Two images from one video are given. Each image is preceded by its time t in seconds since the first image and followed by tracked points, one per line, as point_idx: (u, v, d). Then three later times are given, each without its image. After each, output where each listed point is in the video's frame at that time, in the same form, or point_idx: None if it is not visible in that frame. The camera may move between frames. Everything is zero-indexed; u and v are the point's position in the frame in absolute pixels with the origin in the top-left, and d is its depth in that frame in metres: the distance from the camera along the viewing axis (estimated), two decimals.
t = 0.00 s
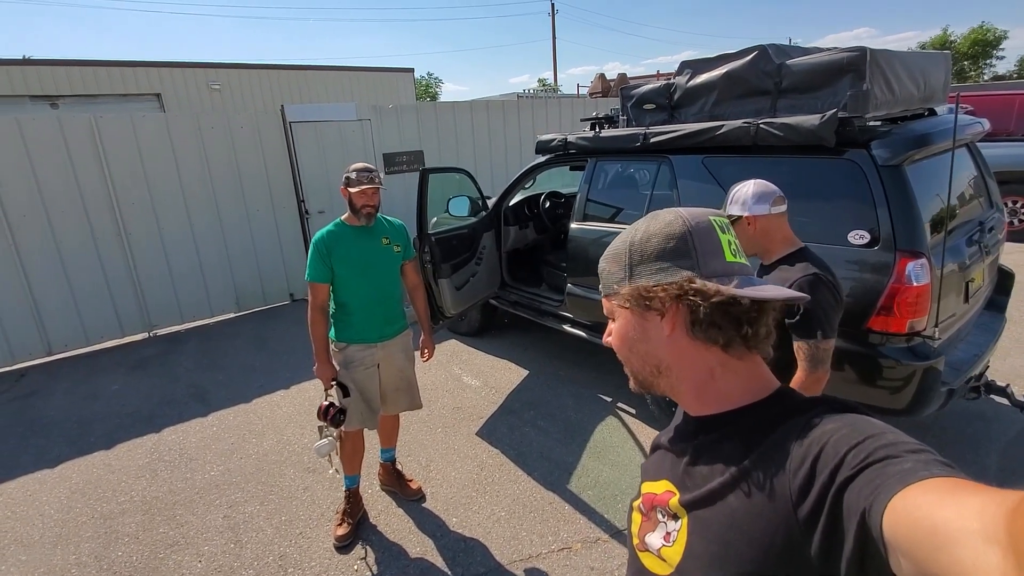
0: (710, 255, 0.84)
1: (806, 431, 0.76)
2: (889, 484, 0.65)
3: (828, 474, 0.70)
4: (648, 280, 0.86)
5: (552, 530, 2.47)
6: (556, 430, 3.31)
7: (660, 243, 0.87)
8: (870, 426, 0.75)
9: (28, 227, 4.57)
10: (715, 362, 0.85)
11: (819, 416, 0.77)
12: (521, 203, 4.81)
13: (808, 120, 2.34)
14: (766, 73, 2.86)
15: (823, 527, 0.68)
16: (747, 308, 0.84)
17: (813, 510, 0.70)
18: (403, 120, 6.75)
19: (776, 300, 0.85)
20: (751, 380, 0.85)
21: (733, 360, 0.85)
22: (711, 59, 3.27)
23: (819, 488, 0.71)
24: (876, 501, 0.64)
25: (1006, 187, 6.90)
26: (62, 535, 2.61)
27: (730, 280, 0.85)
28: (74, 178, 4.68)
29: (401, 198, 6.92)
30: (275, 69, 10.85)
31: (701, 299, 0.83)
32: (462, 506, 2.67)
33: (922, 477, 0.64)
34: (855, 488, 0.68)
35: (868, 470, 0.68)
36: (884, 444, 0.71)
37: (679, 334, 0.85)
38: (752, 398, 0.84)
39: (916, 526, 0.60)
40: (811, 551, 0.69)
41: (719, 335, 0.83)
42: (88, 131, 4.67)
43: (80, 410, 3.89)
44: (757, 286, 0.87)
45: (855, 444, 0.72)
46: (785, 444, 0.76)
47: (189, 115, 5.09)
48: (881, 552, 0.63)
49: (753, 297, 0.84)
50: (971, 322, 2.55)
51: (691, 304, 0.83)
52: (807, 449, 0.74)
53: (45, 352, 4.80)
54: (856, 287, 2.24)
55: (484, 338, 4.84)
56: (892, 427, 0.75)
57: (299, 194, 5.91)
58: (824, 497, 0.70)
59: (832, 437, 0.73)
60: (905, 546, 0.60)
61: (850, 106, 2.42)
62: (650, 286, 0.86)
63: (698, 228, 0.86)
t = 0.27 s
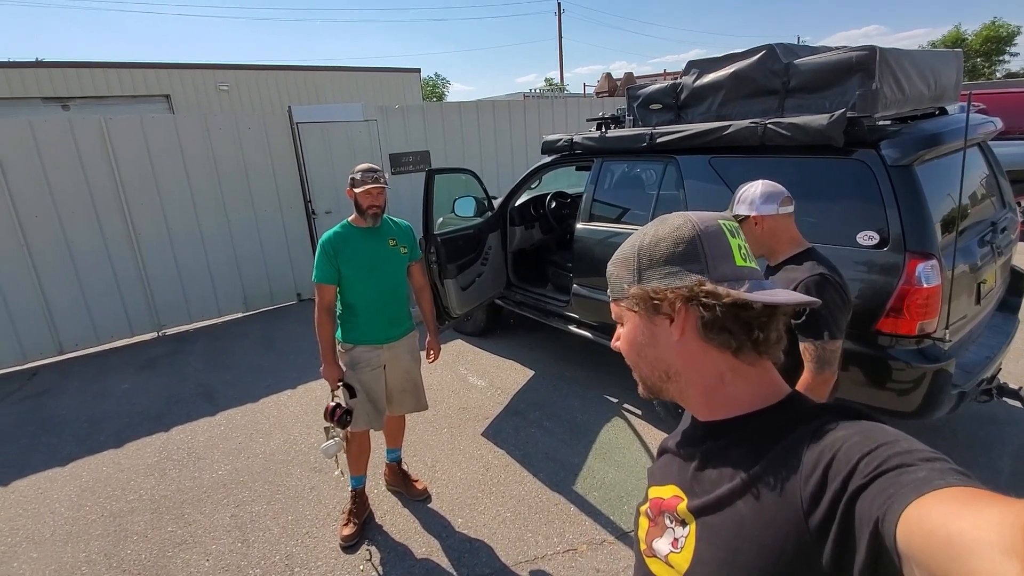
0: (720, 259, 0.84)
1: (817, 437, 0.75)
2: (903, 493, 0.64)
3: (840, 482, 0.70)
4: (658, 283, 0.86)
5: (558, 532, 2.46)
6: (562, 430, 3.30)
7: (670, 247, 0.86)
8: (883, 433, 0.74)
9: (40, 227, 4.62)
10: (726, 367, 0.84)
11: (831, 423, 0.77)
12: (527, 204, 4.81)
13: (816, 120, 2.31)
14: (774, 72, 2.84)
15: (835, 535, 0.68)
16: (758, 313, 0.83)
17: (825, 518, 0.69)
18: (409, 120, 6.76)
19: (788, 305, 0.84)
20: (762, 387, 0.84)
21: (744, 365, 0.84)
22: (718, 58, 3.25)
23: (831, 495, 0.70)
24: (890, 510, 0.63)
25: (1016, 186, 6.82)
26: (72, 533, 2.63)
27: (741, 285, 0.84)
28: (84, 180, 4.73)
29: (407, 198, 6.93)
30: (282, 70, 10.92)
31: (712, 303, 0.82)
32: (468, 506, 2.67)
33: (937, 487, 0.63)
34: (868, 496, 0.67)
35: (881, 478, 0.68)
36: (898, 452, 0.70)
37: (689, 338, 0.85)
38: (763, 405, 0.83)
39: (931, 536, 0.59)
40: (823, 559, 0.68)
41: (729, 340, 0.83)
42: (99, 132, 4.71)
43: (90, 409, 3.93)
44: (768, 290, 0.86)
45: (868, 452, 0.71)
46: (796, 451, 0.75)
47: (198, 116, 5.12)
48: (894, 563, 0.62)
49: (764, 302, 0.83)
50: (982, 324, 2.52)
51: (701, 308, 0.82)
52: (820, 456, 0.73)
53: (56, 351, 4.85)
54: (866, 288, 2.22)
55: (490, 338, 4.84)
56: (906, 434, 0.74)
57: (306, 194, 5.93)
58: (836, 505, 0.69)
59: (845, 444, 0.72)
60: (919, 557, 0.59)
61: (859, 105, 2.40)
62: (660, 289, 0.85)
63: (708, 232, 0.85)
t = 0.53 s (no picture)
0: (731, 260, 0.83)
1: (827, 440, 0.74)
2: (914, 496, 0.63)
3: (849, 485, 0.69)
4: (667, 283, 0.85)
5: (562, 532, 2.46)
6: (567, 430, 3.30)
7: (679, 246, 0.86)
8: (894, 435, 0.73)
9: (48, 228, 4.65)
10: (734, 369, 0.84)
11: (841, 425, 0.76)
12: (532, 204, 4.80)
13: (823, 119, 2.30)
14: (779, 71, 2.82)
15: (844, 538, 0.67)
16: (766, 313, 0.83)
17: (834, 521, 0.69)
18: (414, 121, 6.77)
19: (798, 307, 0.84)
20: (770, 388, 0.84)
21: (754, 366, 0.83)
22: (723, 57, 3.24)
23: (840, 498, 0.69)
24: (900, 514, 0.63)
25: None
26: (80, 530, 2.65)
27: (751, 286, 0.84)
28: (92, 180, 4.76)
29: (412, 198, 6.95)
30: (287, 70, 10.97)
31: (722, 304, 0.82)
32: (472, 506, 2.67)
33: (949, 490, 0.62)
34: (878, 499, 0.66)
35: (891, 481, 0.67)
36: (909, 454, 0.70)
37: (698, 339, 0.84)
38: (772, 406, 0.83)
39: (942, 540, 0.58)
40: (832, 562, 0.68)
41: (739, 341, 0.82)
42: (106, 134, 4.75)
43: (97, 408, 3.95)
44: (778, 292, 0.86)
45: (878, 454, 0.70)
46: (805, 453, 0.75)
47: (204, 117, 5.15)
48: (906, 567, 0.62)
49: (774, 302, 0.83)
50: (991, 325, 2.50)
51: (712, 309, 0.82)
52: (829, 458, 0.73)
53: (65, 350, 4.89)
54: (873, 288, 2.20)
55: (494, 338, 4.85)
56: (918, 436, 0.73)
57: (311, 194, 5.95)
58: (845, 508, 0.69)
59: (855, 447, 0.72)
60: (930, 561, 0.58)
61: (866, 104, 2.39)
62: (668, 289, 0.85)
63: (718, 232, 0.85)
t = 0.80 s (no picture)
0: (743, 256, 0.84)
1: (823, 437, 0.75)
2: (910, 493, 0.64)
3: (845, 481, 0.70)
4: (678, 277, 0.84)
5: (565, 531, 2.46)
6: (569, 430, 3.31)
7: (691, 240, 0.85)
8: (890, 434, 0.74)
9: (55, 226, 4.69)
10: (742, 365, 0.84)
11: (837, 424, 0.77)
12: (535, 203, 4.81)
13: (827, 118, 2.30)
14: (783, 71, 2.82)
15: (839, 535, 0.68)
16: (776, 310, 0.84)
17: (830, 517, 0.69)
18: (418, 120, 6.79)
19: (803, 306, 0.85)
20: (773, 386, 0.85)
21: (759, 364, 0.84)
22: (727, 57, 3.24)
23: (836, 495, 0.70)
24: (896, 510, 0.64)
25: None
26: (86, 527, 2.67)
27: (762, 284, 0.84)
28: (99, 179, 4.80)
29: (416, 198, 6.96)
30: (292, 70, 11.01)
31: (735, 300, 0.82)
32: (475, 505, 2.68)
33: (944, 487, 0.63)
34: (874, 496, 0.67)
35: (887, 478, 0.68)
36: (905, 452, 0.70)
37: (709, 334, 0.84)
38: (775, 404, 0.84)
39: (937, 537, 0.59)
40: (827, 558, 0.68)
41: (749, 337, 0.83)
42: (113, 133, 4.78)
43: (103, 405, 3.98)
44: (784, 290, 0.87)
45: (874, 452, 0.71)
46: (800, 450, 0.76)
47: (210, 117, 5.18)
48: (900, 563, 0.62)
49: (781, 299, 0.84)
50: (995, 325, 2.49)
51: (725, 304, 0.82)
52: (825, 456, 0.73)
53: (71, 348, 4.92)
54: (876, 288, 2.20)
55: (498, 337, 4.85)
56: (913, 435, 0.74)
57: (316, 194, 5.98)
58: (841, 505, 0.69)
59: (851, 444, 0.73)
60: (925, 557, 0.59)
61: (871, 103, 2.38)
62: (680, 283, 0.84)
63: (730, 228, 0.86)
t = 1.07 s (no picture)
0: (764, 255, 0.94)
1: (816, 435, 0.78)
2: (900, 489, 0.66)
3: (837, 477, 0.72)
4: (734, 263, 0.87)
5: (567, 530, 2.47)
6: (572, 429, 3.31)
7: (736, 230, 0.90)
8: (881, 430, 0.77)
9: (62, 226, 4.73)
10: (760, 357, 0.91)
11: (830, 422, 0.80)
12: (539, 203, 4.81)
13: (831, 118, 2.29)
14: (787, 69, 2.81)
15: (831, 530, 0.70)
16: (786, 312, 0.95)
17: (822, 513, 0.72)
18: (422, 120, 6.80)
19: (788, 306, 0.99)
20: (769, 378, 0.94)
21: (767, 356, 0.93)
22: (730, 56, 3.23)
23: (828, 491, 0.72)
24: (886, 505, 0.66)
25: None
26: (91, 523, 2.69)
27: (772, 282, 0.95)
28: (105, 179, 4.83)
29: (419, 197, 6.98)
30: (296, 70, 11.03)
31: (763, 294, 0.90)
32: (477, 503, 2.69)
33: (934, 482, 0.66)
34: (865, 491, 0.69)
35: (877, 474, 0.70)
36: (895, 448, 0.73)
37: (743, 324, 0.89)
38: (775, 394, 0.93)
39: (926, 531, 0.61)
40: (820, 553, 0.71)
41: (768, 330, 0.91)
42: (119, 133, 4.81)
43: (109, 403, 4.01)
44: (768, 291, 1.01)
45: (866, 448, 0.74)
46: (795, 448, 0.79)
47: (215, 117, 5.20)
48: (891, 558, 0.64)
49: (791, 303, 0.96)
50: (999, 325, 2.48)
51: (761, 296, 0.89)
52: (817, 453, 0.76)
53: (78, 346, 4.96)
54: (879, 287, 2.19)
55: (501, 337, 4.86)
56: (903, 432, 0.77)
57: (320, 193, 6.00)
58: (832, 500, 0.72)
59: (843, 441, 0.75)
60: (915, 550, 0.61)
61: (874, 102, 2.38)
62: (732, 270, 0.87)
63: (760, 233, 0.94)
